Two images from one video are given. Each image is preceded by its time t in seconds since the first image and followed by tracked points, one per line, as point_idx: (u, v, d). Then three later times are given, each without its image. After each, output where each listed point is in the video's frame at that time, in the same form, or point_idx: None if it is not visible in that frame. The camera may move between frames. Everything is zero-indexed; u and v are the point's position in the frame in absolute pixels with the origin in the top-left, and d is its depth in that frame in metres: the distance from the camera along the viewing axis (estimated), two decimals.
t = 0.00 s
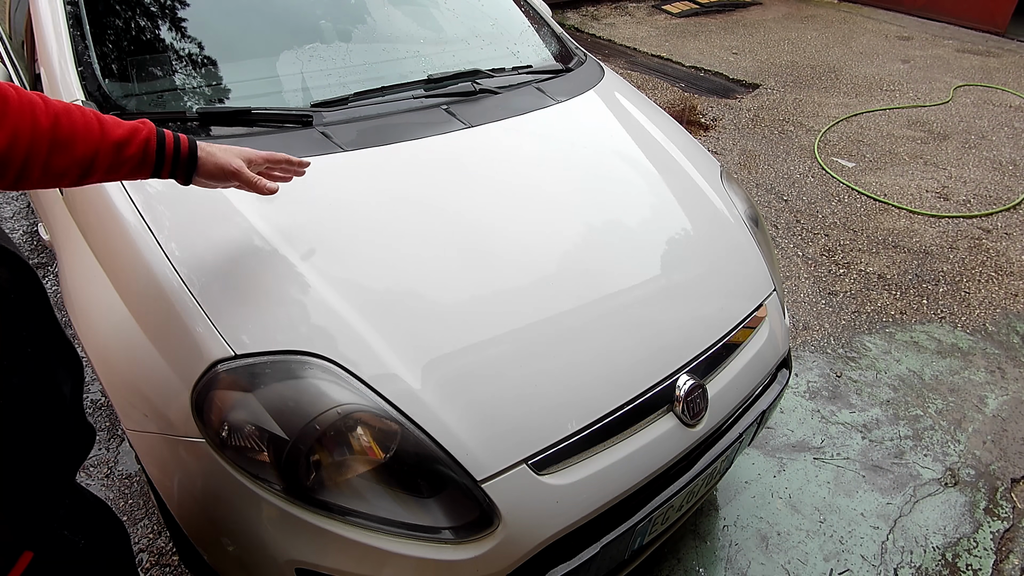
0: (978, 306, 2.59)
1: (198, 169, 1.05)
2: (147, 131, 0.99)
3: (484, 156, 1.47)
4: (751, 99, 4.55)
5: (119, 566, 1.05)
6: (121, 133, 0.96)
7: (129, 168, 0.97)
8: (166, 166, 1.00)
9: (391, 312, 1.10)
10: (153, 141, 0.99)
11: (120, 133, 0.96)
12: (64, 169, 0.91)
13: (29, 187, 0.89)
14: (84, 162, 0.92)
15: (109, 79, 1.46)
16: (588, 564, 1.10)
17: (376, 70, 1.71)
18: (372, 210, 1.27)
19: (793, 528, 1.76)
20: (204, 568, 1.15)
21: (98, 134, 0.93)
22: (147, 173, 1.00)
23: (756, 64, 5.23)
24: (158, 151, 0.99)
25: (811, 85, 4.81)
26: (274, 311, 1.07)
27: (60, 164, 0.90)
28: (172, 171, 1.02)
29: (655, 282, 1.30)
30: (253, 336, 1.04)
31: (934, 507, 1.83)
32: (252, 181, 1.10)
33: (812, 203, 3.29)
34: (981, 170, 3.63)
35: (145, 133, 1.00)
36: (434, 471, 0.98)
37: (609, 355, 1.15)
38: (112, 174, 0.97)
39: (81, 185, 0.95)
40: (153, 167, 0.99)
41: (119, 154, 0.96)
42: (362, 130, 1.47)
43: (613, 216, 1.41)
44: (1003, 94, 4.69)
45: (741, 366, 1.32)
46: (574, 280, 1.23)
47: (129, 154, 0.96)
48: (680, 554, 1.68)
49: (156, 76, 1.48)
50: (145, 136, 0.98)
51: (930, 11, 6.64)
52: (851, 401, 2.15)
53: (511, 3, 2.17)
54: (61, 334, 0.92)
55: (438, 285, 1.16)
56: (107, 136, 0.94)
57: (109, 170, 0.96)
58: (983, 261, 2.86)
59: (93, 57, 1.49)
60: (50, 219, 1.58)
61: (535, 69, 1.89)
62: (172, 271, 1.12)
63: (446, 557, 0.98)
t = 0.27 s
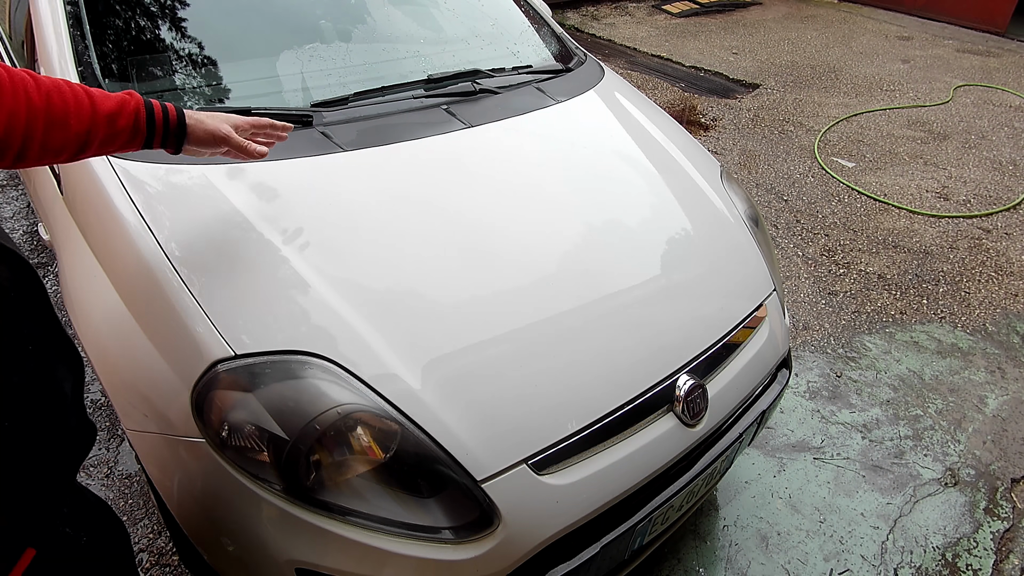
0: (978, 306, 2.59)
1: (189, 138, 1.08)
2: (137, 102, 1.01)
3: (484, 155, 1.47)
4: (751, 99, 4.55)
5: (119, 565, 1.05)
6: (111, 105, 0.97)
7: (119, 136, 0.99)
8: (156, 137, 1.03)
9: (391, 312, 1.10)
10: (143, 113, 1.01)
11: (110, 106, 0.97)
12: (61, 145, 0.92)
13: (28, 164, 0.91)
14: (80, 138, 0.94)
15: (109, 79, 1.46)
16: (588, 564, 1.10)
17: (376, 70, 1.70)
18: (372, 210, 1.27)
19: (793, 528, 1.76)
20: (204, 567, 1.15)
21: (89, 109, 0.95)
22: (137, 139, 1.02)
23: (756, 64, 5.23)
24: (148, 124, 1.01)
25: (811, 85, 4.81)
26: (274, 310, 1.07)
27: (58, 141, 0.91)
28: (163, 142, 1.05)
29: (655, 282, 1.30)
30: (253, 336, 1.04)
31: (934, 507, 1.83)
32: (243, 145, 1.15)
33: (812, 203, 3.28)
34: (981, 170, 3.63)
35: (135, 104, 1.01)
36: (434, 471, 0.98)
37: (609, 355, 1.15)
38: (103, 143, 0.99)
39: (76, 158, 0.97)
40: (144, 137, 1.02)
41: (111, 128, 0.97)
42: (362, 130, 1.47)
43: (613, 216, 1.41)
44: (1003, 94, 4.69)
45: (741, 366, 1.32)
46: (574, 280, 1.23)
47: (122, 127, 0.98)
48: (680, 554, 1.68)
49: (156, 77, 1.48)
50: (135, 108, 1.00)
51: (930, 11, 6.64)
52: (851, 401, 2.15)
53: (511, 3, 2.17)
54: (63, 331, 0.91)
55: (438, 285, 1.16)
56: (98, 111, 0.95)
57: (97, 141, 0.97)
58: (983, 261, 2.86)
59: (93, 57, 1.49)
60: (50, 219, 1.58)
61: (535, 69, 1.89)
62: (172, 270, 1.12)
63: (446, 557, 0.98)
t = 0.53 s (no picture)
0: (978, 306, 2.59)
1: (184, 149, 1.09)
2: (136, 115, 1.02)
3: (484, 155, 1.47)
4: (751, 99, 4.55)
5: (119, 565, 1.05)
6: (110, 115, 0.98)
7: (116, 145, 1.00)
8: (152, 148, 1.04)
9: (391, 312, 1.10)
10: (141, 122, 1.02)
11: (110, 116, 0.98)
12: (61, 151, 0.92)
13: (28, 170, 0.90)
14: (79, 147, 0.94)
15: (109, 79, 1.46)
16: (588, 564, 1.10)
17: (376, 70, 1.70)
18: (373, 210, 1.27)
19: (793, 528, 1.76)
20: (203, 567, 1.15)
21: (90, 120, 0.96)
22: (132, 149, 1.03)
23: (756, 64, 5.23)
24: (146, 135, 1.03)
25: (811, 85, 4.81)
26: (274, 311, 1.07)
27: (60, 148, 0.92)
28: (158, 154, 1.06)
29: (655, 282, 1.30)
30: (253, 336, 1.04)
31: (934, 507, 1.83)
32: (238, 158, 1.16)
33: (812, 203, 3.29)
34: (981, 170, 3.63)
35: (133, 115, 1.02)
36: (434, 471, 0.98)
37: (609, 355, 1.15)
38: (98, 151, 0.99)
39: (74, 164, 0.97)
40: (141, 147, 1.03)
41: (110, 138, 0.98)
42: (362, 130, 1.47)
43: (614, 216, 1.41)
44: (1004, 94, 4.69)
45: (741, 366, 1.32)
46: (574, 280, 1.23)
47: (121, 135, 0.99)
48: (680, 554, 1.68)
49: (156, 76, 1.48)
50: (133, 120, 1.02)
51: (930, 11, 6.64)
52: (851, 401, 2.15)
53: (511, 3, 2.17)
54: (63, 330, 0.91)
55: (438, 285, 1.16)
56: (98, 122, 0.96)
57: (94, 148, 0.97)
58: (983, 261, 2.86)
59: (93, 57, 1.49)
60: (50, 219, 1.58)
61: (535, 69, 1.89)
62: (172, 270, 1.12)
63: (446, 557, 0.98)
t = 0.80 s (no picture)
0: (978, 306, 2.59)
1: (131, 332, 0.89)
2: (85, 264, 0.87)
3: (484, 155, 1.47)
4: (751, 99, 4.55)
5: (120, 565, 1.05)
6: (54, 266, 0.85)
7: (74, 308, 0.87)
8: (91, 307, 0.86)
9: (391, 312, 1.10)
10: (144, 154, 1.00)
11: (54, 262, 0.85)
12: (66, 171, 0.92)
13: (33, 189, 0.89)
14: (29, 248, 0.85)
15: (109, 79, 1.46)
16: (588, 564, 1.10)
17: (376, 70, 1.70)
18: (372, 210, 1.27)
19: (793, 528, 1.76)
20: (204, 567, 1.15)
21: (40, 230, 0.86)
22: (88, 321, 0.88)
23: (756, 64, 5.23)
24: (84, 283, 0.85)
25: (811, 85, 4.81)
26: (274, 310, 1.07)
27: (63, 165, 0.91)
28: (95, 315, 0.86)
29: (655, 282, 1.30)
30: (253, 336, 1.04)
31: (934, 507, 1.83)
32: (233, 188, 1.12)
33: (812, 203, 3.28)
34: (981, 170, 3.63)
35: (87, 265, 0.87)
36: (434, 471, 0.99)
37: (609, 354, 1.15)
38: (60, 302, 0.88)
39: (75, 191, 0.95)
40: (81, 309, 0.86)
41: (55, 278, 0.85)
42: (362, 130, 1.47)
43: (614, 216, 1.41)
44: (1003, 94, 4.69)
45: (741, 366, 1.32)
46: (574, 280, 1.23)
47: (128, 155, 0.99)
48: (679, 554, 1.68)
49: (156, 76, 1.48)
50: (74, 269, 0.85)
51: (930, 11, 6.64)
52: (851, 401, 2.15)
53: (511, 3, 2.17)
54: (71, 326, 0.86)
55: (438, 285, 1.16)
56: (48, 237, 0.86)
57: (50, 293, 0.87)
58: (983, 261, 2.86)
59: (93, 57, 1.49)
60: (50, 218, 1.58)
61: (535, 69, 1.89)
62: (172, 270, 1.12)
63: (446, 557, 0.98)
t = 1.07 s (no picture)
0: (978, 306, 2.59)
1: (158, 241, 0.91)
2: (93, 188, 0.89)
3: (484, 155, 1.47)
4: (751, 99, 4.55)
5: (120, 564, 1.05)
6: (66, 197, 0.86)
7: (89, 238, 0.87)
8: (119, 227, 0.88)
9: (391, 312, 1.10)
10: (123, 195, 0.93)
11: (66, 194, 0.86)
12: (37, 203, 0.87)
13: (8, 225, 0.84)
14: (35, 194, 0.84)
15: (109, 79, 1.46)
16: (588, 564, 1.10)
17: (376, 70, 1.70)
18: (372, 210, 1.27)
19: (793, 528, 1.76)
20: (204, 567, 1.15)
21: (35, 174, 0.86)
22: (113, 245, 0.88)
23: (756, 64, 5.23)
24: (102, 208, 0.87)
25: (811, 85, 4.81)
26: (274, 311, 1.07)
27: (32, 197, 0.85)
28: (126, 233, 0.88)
29: (655, 282, 1.30)
30: (253, 336, 1.04)
31: (934, 507, 1.83)
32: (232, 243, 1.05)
33: (812, 203, 3.28)
34: (981, 170, 3.63)
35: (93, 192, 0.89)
36: (434, 471, 0.98)
37: (609, 354, 1.15)
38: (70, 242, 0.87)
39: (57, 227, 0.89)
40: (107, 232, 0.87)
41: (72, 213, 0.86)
42: (362, 130, 1.47)
43: (613, 216, 1.41)
44: (1003, 94, 4.69)
45: (741, 366, 1.32)
46: (574, 280, 1.23)
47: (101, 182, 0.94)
48: (679, 554, 1.68)
49: (156, 76, 1.48)
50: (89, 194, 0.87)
51: (930, 11, 6.64)
52: (851, 401, 2.15)
53: (511, 3, 2.17)
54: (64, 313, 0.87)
55: (438, 285, 1.16)
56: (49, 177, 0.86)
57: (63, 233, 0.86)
58: (983, 261, 2.86)
59: (93, 57, 1.49)
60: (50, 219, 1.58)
61: (535, 69, 1.89)
62: (172, 271, 1.12)
63: (446, 557, 0.98)
